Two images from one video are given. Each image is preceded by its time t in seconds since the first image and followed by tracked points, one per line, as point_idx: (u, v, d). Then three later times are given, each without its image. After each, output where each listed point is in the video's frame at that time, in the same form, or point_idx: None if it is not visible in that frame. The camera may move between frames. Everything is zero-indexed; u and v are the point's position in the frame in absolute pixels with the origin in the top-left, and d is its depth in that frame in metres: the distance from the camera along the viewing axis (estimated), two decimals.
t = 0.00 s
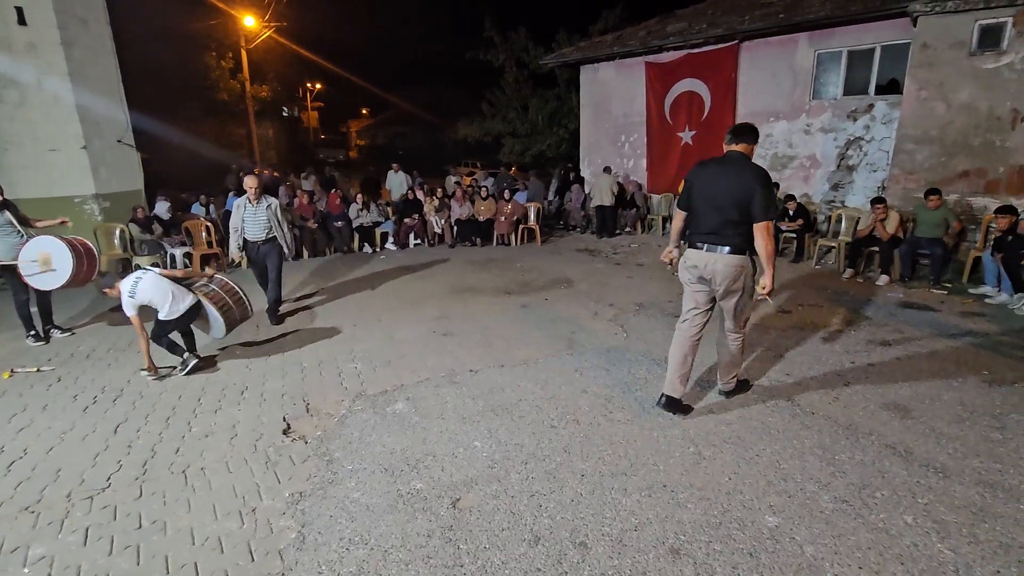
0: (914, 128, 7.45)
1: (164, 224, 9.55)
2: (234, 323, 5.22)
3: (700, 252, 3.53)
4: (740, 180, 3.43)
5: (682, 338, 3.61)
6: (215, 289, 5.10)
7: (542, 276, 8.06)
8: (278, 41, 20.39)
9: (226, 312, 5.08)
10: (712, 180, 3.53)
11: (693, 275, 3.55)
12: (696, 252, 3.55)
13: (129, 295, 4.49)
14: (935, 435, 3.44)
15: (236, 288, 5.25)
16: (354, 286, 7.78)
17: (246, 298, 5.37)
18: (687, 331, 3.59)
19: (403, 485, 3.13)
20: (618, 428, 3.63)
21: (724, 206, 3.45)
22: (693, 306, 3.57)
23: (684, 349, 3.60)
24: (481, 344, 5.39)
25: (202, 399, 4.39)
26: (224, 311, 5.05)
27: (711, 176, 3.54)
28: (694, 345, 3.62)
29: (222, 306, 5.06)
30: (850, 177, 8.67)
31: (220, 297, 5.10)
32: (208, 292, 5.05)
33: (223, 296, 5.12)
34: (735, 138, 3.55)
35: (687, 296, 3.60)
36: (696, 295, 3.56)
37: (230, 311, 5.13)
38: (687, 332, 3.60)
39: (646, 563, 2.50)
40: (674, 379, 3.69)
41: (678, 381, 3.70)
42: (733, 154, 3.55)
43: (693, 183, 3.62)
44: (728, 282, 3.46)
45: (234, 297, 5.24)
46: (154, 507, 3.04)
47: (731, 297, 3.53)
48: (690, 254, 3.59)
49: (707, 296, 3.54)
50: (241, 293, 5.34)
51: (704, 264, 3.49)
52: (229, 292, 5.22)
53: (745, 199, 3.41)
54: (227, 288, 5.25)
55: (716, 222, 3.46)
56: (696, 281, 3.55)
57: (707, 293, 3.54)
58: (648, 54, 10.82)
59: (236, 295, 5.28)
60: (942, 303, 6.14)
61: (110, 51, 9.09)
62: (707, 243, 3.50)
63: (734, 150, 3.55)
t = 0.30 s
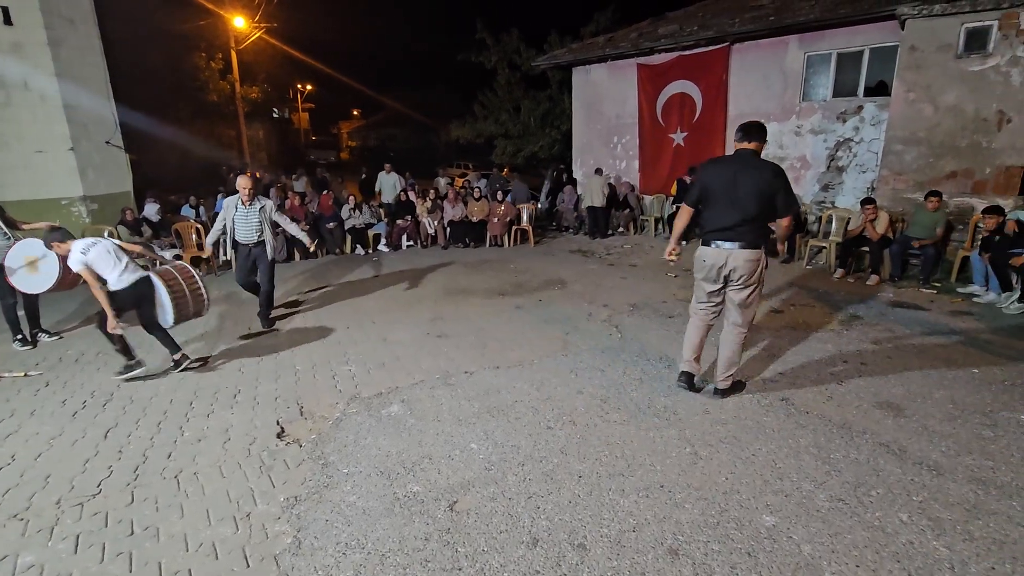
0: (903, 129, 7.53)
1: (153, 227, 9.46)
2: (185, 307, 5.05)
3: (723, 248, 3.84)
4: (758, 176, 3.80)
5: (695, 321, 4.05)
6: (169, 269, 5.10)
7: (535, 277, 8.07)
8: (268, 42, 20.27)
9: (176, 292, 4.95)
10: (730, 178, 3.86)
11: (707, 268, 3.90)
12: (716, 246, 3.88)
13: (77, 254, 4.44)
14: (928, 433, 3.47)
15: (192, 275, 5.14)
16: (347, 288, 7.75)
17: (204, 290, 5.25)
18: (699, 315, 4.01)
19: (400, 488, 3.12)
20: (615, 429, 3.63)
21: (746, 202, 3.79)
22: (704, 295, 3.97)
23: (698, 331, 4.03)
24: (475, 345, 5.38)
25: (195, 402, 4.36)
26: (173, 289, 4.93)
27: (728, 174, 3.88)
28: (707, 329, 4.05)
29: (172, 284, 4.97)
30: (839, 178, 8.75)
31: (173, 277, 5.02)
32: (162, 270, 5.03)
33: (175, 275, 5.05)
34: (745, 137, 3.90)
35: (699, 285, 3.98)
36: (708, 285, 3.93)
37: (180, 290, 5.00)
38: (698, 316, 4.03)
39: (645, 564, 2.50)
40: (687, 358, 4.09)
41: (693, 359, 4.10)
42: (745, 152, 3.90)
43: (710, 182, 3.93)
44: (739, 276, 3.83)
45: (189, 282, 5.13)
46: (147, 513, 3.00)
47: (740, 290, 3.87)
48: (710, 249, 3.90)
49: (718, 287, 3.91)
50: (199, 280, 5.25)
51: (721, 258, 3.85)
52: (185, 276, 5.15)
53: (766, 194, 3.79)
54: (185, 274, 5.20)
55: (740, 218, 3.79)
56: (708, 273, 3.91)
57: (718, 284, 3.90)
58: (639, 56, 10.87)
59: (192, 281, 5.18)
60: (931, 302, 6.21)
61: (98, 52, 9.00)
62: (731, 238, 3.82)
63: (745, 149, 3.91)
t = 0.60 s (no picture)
0: (895, 131, 7.58)
1: (146, 230, 9.41)
2: (132, 317, 4.89)
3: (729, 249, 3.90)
4: (759, 178, 3.87)
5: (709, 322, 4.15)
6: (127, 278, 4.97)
7: (530, 280, 8.06)
8: (262, 45, 20.22)
9: (126, 303, 4.81)
10: (733, 181, 3.92)
11: (710, 270, 4.00)
12: (721, 248, 3.94)
13: (32, 252, 4.35)
14: (923, 433, 3.48)
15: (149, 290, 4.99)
16: (341, 292, 7.72)
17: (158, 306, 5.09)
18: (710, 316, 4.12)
19: (396, 492, 3.10)
20: (611, 431, 3.63)
21: (749, 203, 3.85)
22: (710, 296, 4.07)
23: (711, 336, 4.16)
24: (470, 348, 5.37)
25: (187, 407, 4.33)
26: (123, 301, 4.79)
27: (730, 176, 3.94)
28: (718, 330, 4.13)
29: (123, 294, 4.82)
30: (833, 180, 8.80)
31: (127, 287, 4.88)
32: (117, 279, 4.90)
33: (130, 286, 4.92)
34: (744, 139, 3.97)
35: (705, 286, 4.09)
36: (713, 287, 4.03)
37: (130, 300, 4.85)
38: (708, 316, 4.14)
39: (643, 567, 2.49)
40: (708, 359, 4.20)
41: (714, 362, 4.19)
42: (743, 155, 3.98)
43: (712, 184, 3.97)
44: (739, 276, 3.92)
45: (143, 296, 4.98)
46: (139, 519, 2.97)
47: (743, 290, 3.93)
48: (715, 250, 3.96)
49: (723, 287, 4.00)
50: (154, 295, 5.09)
51: (723, 259, 3.93)
52: (141, 289, 5.00)
53: (768, 196, 3.87)
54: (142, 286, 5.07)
55: (744, 219, 3.84)
56: (710, 274, 4.01)
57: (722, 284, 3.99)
58: (633, 58, 10.90)
59: (147, 295, 5.03)
60: (924, 303, 6.24)
61: (90, 54, 8.95)
62: (736, 240, 3.88)
63: (744, 151, 3.98)
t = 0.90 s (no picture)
0: (892, 134, 7.56)
1: (142, 234, 9.37)
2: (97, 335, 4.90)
3: (725, 251, 3.90)
4: (754, 183, 3.86)
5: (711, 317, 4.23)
6: (96, 298, 4.92)
7: (527, 283, 8.03)
8: (260, 48, 20.22)
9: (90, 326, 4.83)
10: (727, 185, 3.91)
11: (707, 271, 4.01)
12: (716, 251, 3.94)
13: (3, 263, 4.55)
14: (920, 438, 3.45)
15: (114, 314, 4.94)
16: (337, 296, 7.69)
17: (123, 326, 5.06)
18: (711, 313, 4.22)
19: (387, 499, 3.07)
20: (606, 436, 3.60)
21: (744, 207, 3.85)
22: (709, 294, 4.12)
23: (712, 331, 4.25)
24: (466, 352, 5.34)
25: (179, 413, 4.29)
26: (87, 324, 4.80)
27: (725, 181, 3.92)
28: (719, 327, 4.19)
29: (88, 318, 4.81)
30: (830, 182, 8.79)
31: (94, 310, 4.86)
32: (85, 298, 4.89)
33: (97, 307, 4.89)
34: (737, 147, 3.95)
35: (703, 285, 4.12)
36: (710, 286, 4.06)
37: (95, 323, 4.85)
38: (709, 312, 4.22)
39: None
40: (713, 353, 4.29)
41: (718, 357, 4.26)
42: (736, 161, 3.97)
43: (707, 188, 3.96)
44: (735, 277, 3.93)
45: (109, 317, 4.95)
46: (127, 527, 2.94)
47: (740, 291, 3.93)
48: (711, 253, 3.97)
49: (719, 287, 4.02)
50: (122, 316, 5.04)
51: (720, 261, 3.93)
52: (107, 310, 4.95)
53: (763, 199, 3.87)
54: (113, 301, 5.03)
55: (739, 223, 3.85)
56: (706, 274, 4.04)
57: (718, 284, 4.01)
58: (631, 61, 10.89)
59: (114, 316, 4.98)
60: (921, 306, 6.21)
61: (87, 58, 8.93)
62: (731, 242, 3.89)
63: (736, 157, 3.97)
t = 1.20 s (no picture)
0: (888, 137, 7.53)
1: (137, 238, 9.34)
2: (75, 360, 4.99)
3: (716, 250, 3.98)
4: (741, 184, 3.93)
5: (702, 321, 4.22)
6: (72, 328, 4.92)
7: (523, 287, 8.00)
8: (259, 52, 20.22)
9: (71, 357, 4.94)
10: (715, 186, 3.99)
11: (698, 269, 4.07)
12: (708, 251, 4.02)
13: None
14: (914, 444, 3.41)
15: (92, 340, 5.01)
16: (332, 300, 7.66)
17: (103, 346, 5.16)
18: (702, 316, 4.20)
19: (373, 508, 3.03)
20: (597, 443, 3.56)
21: (732, 207, 3.92)
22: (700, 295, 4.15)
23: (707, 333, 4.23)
24: (459, 357, 5.29)
25: (167, 419, 4.25)
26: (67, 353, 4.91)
27: (712, 183, 4.00)
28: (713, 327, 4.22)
29: (65, 350, 4.88)
30: (827, 185, 8.76)
31: (71, 340, 4.91)
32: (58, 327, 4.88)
33: (73, 337, 4.92)
34: (723, 150, 4.03)
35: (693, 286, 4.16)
36: (701, 284, 4.11)
37: (74, 352, 4.95)
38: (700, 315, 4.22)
39: None
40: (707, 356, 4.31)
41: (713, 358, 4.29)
42: (723, 163, 4.05)
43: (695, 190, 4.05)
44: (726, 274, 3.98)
45: (87, 343, 5.03)
46: (108, 537, 2.91)
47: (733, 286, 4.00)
48: (703, 252, 4.05)
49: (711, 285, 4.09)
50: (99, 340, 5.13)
51: (712, 260, 4.01)
52: (84, 337, 5.01)
53: (751, 199, 3.94)
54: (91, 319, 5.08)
55: (728, 223, 3.92)
56: (697, 273, 4.10)
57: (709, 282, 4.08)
58: (627, 64, 10.88)
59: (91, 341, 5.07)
60: (918, 309, 6.17)
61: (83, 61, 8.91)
62: (722, 242, 3.96)
63: (723, 160, 4.04)
